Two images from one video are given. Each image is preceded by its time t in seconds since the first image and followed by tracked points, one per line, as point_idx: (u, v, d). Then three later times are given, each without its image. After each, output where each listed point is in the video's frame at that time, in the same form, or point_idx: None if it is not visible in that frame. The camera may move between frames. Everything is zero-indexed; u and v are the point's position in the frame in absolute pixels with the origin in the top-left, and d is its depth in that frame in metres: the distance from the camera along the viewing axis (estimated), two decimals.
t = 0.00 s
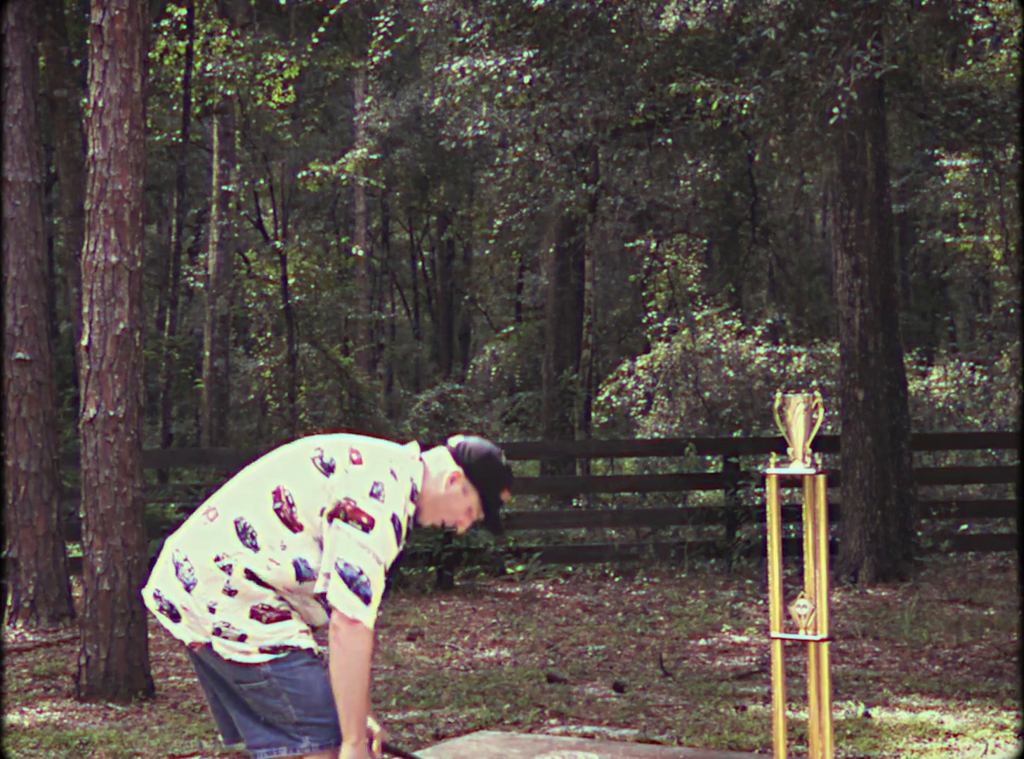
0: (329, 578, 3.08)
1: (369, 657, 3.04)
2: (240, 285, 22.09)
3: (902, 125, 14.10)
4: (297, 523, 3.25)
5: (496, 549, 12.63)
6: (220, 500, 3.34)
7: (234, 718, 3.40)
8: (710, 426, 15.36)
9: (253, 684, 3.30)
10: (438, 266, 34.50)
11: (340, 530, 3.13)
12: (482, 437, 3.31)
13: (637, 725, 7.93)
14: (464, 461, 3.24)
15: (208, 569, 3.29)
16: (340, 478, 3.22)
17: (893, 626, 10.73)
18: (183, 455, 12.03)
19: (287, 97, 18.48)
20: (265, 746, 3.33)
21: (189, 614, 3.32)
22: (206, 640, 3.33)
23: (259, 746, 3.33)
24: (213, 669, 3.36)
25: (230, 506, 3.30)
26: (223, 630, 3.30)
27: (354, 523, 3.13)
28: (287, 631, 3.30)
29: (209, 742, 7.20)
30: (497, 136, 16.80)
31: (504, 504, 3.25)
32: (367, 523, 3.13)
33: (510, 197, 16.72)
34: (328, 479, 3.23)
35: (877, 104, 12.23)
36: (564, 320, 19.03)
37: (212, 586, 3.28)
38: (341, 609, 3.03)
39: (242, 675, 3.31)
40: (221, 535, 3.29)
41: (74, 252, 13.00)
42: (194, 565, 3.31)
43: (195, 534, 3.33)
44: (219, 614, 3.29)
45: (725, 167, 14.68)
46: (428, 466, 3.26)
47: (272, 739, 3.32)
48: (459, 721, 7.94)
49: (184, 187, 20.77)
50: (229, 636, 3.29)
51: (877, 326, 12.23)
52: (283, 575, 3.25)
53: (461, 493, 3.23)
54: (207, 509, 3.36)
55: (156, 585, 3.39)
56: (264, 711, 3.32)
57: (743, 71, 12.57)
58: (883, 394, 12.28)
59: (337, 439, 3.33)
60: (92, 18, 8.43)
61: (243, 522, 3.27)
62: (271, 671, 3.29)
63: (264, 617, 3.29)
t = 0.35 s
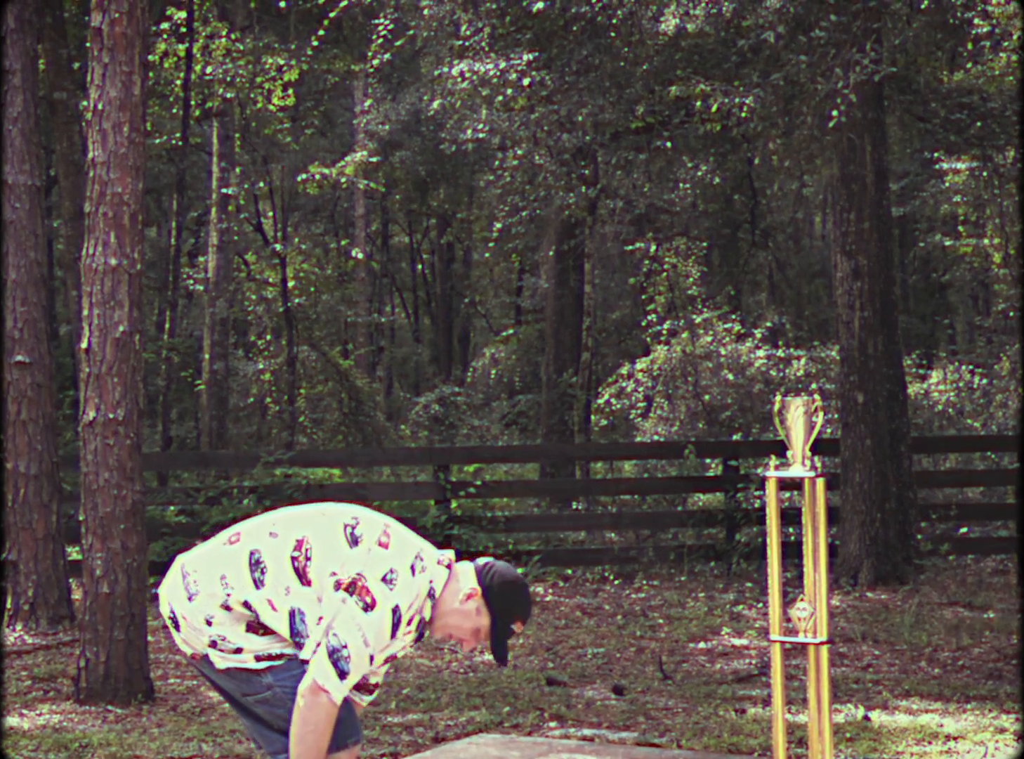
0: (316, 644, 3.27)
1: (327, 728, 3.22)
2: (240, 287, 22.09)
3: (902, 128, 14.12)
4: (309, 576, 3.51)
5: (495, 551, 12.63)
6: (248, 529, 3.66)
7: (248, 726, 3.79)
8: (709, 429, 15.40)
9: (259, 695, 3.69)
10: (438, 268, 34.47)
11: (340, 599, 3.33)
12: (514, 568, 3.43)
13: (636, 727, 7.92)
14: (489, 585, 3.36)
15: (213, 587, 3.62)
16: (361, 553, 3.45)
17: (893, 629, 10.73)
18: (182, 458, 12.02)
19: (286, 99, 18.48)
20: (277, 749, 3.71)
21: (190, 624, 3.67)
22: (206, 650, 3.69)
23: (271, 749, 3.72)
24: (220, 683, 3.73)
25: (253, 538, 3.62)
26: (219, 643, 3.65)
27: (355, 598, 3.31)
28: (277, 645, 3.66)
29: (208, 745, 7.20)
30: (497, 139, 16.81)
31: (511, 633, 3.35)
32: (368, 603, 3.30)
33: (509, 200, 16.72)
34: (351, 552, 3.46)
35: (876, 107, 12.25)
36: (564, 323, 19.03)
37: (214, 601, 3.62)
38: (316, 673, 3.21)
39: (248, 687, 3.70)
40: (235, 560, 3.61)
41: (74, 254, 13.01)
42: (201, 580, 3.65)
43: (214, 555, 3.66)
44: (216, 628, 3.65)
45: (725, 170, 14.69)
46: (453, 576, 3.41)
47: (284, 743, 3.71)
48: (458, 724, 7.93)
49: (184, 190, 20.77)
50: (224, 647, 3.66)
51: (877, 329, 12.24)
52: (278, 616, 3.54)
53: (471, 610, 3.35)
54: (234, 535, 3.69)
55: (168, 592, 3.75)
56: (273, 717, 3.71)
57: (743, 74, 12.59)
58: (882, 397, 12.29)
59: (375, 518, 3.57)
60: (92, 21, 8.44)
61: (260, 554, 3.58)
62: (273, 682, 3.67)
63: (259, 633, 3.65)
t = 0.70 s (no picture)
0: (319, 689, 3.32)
1: None
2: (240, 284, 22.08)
3: (902, 126, 14.11)
4: (309, 603, 3.51)
5: (495, 549, 12.61)
6: (253, 543, 3.66)
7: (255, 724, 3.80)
8: (708, 427, 15.41)
9: (260, 695, 3.69)
10: (438, 266, 34.43)
11: (339, 645, 3.35)
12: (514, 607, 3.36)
13: (636, 726, 7.92)
14: (485, 626, 3.31)
15: (211, 597, 3.63)
16: (363, 592, 3.44)
17: (892, 627, 10.74)
18: (182, 456, 12.01)
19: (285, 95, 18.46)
20: (287, 744, 3.72)
21: (188, 628, 3.68)
22: (202, 654, 3.70)
23: (281, 745, 3.73)
24: (221, 685, 3.74)
25: (256, 554, 3.62)
26: (215, 647, 3.66)
27: (357, 648, 3.34)
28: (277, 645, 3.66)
29: (208, 742, 7.20)
30: (497, 136, 16.79)
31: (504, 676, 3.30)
32: (365, 653, 3.33)
33: (509, 197, 16.71)
34: (353, 589, 3.45)
35: (876, 105, 12.26)
36: (564, 321, 19.03)
37: (211, 610, 3.63)
38: (322, 729, 3.27)
39: (249, 687, 3.70)
40: (235, 573, 3.61)
41: (73, 251, 13.00)
42: (200, 588, 3.66)
43: (217, 565, 3.67)
44: (211, 633, 3.65)
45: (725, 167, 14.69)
46: (453, 612, 3.38)
47: (292, 739, 3.71)
48: (458, 722, 7.94)
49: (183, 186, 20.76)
50: (221, 652, 3.67)
51: (877, 327, 12.25)
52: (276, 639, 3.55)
53: (466, 652, 3.31)
54: (239, 546, 3.69)
55: (171, 594, 3.76)
56: (277, 715, 3.70)
57: (743, 71, 12.59)
58: (882, 396, 12.31)
59: (378, 549, 3.53)
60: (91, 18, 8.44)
61: (261, 572, 3.57)
62: (272, 681, 3.67)
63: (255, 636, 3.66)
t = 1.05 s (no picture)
0: (328, 676, 3.20)
1: None
2: (240, 286, 22.10)
3: (903, 127, 14.11)
4: (311, 587, 3.42)
5: (495, 551, 12.65)
6: (251, 527, 3.54)
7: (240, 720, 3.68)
8: (709, 428, 15.42)
9: (250, 691, 3.57)
10: (439, 267, 34.42)
11: (344, 623, 3.25)
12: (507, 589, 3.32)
13: (637, 728, 7.93)
14: (482, 608, 3.28)
15: (211, 584, 3.53)
16: (365, 574, 3.34)
17: (893, 629, 10.74)
18: (182, 456, 12.02)
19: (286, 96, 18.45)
20: (272, 746, 3.60)
21: (186, 615, 3.57)
22: (197, 643, 3.58)
23: (265, 745, 3.61)
24: (213, 677, 3.61)
25: (255, 538, 3.51)
26: (212, 637, 3.56)
27: (364, 631, 3.24)
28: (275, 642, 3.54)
29: (209, 744, 7.21)
30: (498, 137, 16.80)
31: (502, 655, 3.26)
32: (374, 632, 3.24)
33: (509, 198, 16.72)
34: (356, 571, 3.35)
35: (877, 106, 12.27)
36: (565, 322, 19.04)
37: (211, 597, 3.53)
38: (334, 708, 3.17)
39: (238, 682, 3.57)
40: (235, 559, 3.50)
41: (75, 252, 13.01)
42: (198, 574, 3.55)
43: (211, 552, 3.56)
44: (210, 621, 3.55)
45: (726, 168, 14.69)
46: (452, 593, 3.32)
47: (277, 741, 3.58)
48: (459, 724, 7.94)
49: (184, 187, 20.77)
50: (216, 642, 3.56)
51: (878, 328, 12.26)
52: (277, 626, 3.48)
53: (465, 633, 3.26)
54: (237, 531, 3.57)
55: (166, 582, 3.64)
56: (265, 714, 3.58)
57: (744, 72, 12.59)
58: (883, 397, 12.31)
59: (375, 531, 3.44)
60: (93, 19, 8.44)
61: (262, 556, 3.47)
62: (264, 678, 3.55)
63: (254, 626, 3.54)
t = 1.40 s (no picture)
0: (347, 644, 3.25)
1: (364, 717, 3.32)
2: (239, 282, 22.09)
3: (900, 123, 14.11)
4: (323, 563, 3.30)
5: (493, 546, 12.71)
6: (246, 509, 3.37)
7: (231, 721, 3.34)
8: (707, 424, 15.43)
9: (250, 683, 3.24)
10: (437, 264, 34.44)
11: (367, 595, 3.28)
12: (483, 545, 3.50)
13: (634, 722, 7.93)
14: (468, 562, 3.43)
15: (220, 566, 3.28)
16: (374, 544, 3.34)
17: (890, 624, 10.74)
18: (180, 452, 12.01)
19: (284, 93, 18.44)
20: (265, 746, 3.26)
21: (190, 602, 3.28)
22: (199, 632, 3.26)
23: (259, 747, 3.27)
24: (211, 672, 3.29)
25: (257, 519, 3.33)
26: (218, 624, 3.25)
27: (383, 597, 3.29)
28: (284, 629, 3.25)
29: (206, 738, 7.21)
30: (495, 133, 16.79)
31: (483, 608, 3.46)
32: (396, 599, 3.30)
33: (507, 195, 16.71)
34: (367, 542, 3.33)
35: (875, 102, 12.27)
36: (563, 319, 19.05)
37: (222, 581, 3.26)
38: (357, 675, 3.26)
39: (239, 674, 3.25)
40: (242, 539, 3.30)
41: (72, 248, 13.00)
42: (206, 558, 3.30)
43: (209, 536, 3.33)
44: (218, 607, 3.25)
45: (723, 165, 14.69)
46: (435, 552, 3.44)
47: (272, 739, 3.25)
48: (456, 718, 7.94)
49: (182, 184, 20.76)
50: (222, 631, 3.24)
51: (875, 324, 12.27)
52: (291, 607, 3.27)
53: (457, 591, 3.41)
54: (231, 514, 3.37)
55: (159, 571, 3.36)
56: (263, 709, 3.25)
57: (742, 69, 12.59)
58: (881, 392, 12.31)
59: (372, 504, 3.43)
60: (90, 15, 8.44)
61: (268, 537, 3.30)
62: (268, 670, 3.23)
63: (261, 613, 3.25)
